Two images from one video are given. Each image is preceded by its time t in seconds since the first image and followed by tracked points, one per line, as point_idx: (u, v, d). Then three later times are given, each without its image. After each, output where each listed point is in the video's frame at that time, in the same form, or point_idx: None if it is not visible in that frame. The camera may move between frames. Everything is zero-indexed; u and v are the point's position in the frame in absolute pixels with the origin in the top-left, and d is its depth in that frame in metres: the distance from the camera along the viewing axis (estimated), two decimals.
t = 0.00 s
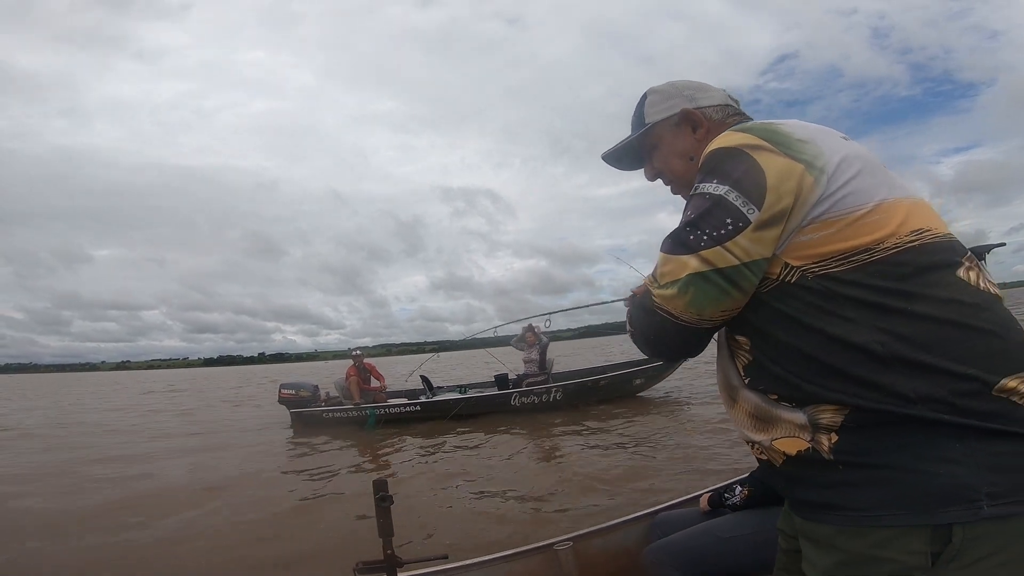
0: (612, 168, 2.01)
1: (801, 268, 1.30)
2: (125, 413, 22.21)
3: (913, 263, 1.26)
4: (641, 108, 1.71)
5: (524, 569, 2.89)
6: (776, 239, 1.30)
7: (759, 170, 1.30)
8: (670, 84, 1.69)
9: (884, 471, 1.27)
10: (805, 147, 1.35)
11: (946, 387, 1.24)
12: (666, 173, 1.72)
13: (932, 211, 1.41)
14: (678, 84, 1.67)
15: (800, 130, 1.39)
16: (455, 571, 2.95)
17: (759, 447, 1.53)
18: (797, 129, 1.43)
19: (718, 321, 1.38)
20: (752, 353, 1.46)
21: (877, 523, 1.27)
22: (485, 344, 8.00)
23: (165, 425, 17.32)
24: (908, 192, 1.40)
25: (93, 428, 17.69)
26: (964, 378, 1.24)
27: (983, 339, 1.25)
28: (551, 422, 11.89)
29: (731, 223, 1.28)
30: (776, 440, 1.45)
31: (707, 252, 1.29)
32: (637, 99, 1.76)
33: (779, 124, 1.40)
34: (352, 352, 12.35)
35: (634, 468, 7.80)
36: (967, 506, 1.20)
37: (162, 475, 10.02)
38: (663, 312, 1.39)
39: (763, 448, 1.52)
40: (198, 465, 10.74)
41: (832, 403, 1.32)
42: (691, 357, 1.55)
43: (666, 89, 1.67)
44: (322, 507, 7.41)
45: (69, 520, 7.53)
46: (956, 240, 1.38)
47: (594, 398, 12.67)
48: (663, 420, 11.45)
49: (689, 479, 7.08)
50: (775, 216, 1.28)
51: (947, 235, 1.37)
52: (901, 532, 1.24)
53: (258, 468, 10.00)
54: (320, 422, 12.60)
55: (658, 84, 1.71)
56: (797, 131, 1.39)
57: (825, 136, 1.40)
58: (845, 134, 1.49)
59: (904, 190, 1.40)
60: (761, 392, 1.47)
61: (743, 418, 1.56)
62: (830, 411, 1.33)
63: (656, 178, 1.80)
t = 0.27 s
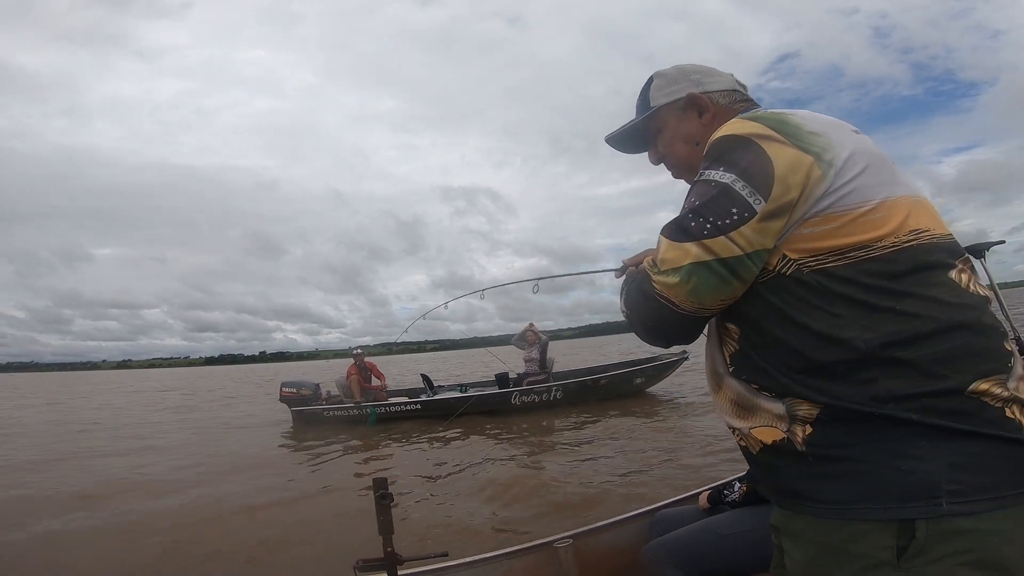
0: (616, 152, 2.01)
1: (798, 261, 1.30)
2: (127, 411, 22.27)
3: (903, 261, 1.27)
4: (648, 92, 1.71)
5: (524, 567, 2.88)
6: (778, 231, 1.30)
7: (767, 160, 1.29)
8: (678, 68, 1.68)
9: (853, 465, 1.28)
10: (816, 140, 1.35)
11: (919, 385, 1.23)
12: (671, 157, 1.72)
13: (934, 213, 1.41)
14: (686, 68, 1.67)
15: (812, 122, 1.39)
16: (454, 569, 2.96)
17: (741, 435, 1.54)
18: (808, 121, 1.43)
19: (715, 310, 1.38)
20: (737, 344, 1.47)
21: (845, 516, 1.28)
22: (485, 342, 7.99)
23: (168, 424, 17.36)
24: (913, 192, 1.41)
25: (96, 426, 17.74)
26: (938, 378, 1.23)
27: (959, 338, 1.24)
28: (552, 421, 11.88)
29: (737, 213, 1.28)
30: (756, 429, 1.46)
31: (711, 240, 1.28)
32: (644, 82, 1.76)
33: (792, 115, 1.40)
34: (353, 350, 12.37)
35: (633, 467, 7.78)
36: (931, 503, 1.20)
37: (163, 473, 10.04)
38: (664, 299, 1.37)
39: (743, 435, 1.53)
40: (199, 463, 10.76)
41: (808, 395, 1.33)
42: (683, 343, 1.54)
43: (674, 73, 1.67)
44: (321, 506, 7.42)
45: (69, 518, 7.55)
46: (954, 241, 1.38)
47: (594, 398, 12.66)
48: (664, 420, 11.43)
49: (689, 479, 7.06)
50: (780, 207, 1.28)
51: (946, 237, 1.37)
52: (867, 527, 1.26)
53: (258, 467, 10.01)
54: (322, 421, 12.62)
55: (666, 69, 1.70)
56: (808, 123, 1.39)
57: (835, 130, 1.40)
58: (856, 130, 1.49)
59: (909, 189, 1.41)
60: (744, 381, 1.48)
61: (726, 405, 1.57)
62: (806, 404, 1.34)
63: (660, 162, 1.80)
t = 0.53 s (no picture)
0: (611, 145, 2.01)
1: (800, 263, 1.30)
2: (129, 411, 22.29)
3: (906, 263, 1.27)
4: (644, 84, 1.70)
5: (524, 567, 2.89)
6: (783, 231, 1.29)
7: (772, 158, 1.29)
8: (675, 59, 1.67)
9: (849, 468, 1.28)
10: (823, 137, 1.35)
11: (916, 389, 1.23)
12: (668, 150, 1.72)
13: (941, 214, 1.41)
14: (683, 60, 1.66)
15: (820, 118, 1.39)
16: (453, 569, 2.95)
17: (735, 436, 1.55)
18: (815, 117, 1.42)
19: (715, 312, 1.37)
20: (733, 345, 1.47)
21: (841, 520, 1.28)
22: (485, 342, 7.99)
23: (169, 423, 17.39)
24: (920, 192, 1.40)
25: (97, 425, 17.77)
26: (934, 383, 1.23)
27: (958, 342, 1.24)
28: (552, 421, 11.88)
29: (741, 212, 1.27)
30: (751, 430, 1.46)
31: (713, 241, 1.28)
32: (640, 74, 1.75)
33: (798, 111, 1.39)
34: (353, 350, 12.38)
35: (633, 467, 7.78)
36: (927, 507, 1.20)
37: (163, 473, 10.06)
38: (660, 297, 1.37)
39: (738, 436, 1.54)
40: (200, 463, 10.77)
41: (804, 399, 1.33)
42: (681, 344, 1.55)
43: (671, 64, 1.66)
44: (321, 505, 7.42)
45: (69, 518, 7.56)
46: (958, 243, 1.38)
47: (595, 397, 12.65)
48: (664, 420, 11.42)
49: (690, 479, 7.05)
50: (785, 207, 1.27)
51: (952, 239, 1.36)
52: (863, 531, 1.25)
53: (259, 467, 10.02)
54: (322, 420, 12.64)
55: (663, 60, 1.70)
56: (815, 119, 1.38)
57: (843, 127, 1.40)
58: (864, 126, 1.48)
59: (917, 189, 1.40)
60: (739, 382, 1.48)
61: (721, 406, 1.57)
62: (802, 407, 1.34)
63: (657, 155, 1.80)
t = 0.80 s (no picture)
0: (607, 146, 2.01)
1: (803, 262, 1.30)
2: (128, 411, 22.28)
3: (914, 264, 1.26)
4: (640, 83, 1.70)
5: (524, 567, 2.88)
6: (785, 229, 1.29)
7: (773, 154, 1.29)
8: (670, 58, 1.67)
9: (857, 472, 1.27)
10: (826, 132, 1.34)
11: (923, 392, 1.23)
12: (666, 149, 1.72)
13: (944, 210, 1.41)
14: (677, 58, 1.66)
15: (822, 114, 1.38)
16: (453, 569, 2.95)
17: (738, 440, 1.55)
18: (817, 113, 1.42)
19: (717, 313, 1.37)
20: (734, 348, 1.47)
21: (849, 524, 1.27)
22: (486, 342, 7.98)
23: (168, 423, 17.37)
24: (923, 187, 1.40)
25: (96, 425, 17.75)
26: (942, 386, 1.23)
27: (967, 344, 1.24)
28: (552, 421, 11.88)
29: (742, 210, 1.27)
30: (753, 434, 1.46)
31: (714, 240, 1.28)
32: (635, 73, 1.75)
33: (800, 107, 1.39)
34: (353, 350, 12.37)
35: (634, 468, 7.77)
36: (937, 511, 1.20)
37: (164, 473, 10.05)
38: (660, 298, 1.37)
39: (740, 440, 1.54)
40: (200, 463, 10.77)
41: (810, 402, 1.32)
42: (681, 349, 1.55)
43: (666, 63, 1.66)
44: (322, 505, 7.42)
45: (69, 517, 7.54)
46: (965, 242, 1.37)
47: (595, 398, 12.65)
48: (664, 421, 11.42)
49: (690, 480, 7.05)
50: (788, 204, 1.27)
51: (957, 236, 1.36)
52: (872, 535, 1.25)
53: (259, 467, 10.01)
54: (323, 420, 12.63)
55: (657, 59, 1.70)
56: (816, 115, 1.38)
57: (845, 124, 1.39)
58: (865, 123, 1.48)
59: (919, 185, 1.40)
60: (741, 386, 1.48)
61: (722, 410, 1.57)
62: (807, 411, 1.34)
63: (654, 155, 1.80)
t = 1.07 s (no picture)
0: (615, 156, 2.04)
1: (819, 261, 1.26)
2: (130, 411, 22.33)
3: (908, 262, 1.26)
4: (636, 93, 1.72)
5: (523, 564, 2.89)
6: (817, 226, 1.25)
7: (799, 150, 1.26)
8: (664, 67, 1.68)
9: (847, 467, 1.28)
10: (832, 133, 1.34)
11: (912, 388, 1.23)
12: (667, 157, 1.74)
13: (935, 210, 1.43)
14: (671, 67, 1.67)
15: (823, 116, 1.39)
16: (452, 567, 2.95)
17: (735, 437, 1.55)
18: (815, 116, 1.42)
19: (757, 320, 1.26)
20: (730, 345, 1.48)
21: (838, 518, 1.28)
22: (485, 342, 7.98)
23: (170, 423, 17.42)
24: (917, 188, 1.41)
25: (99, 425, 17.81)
26: (930, 382, 1.23)
27: (956, 339, 1.24)
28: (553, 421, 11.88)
29: (785, 204, 1.21)
30: (750, 431, 1.47)
31: (767, 233, 1.18)
32: (633, 83, 1.77)
33: (800, 109, 1.38)
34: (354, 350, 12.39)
35: (634, 467, 7.76)
36: (924, 506, 1.20)
37: (164, 472, 10.07)
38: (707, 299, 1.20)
39: (738, 436, 1.55)
40: (201, 462, 10.79)
41: (801, 398, 1.33)
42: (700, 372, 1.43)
43: (660, 73, 1.67)
44: (322, 505, 7.43)
45: (70, 517, 7.57)
46: (960, 238, 1.38)
47: (596, 398, 12.64)
48: (665, 420, 11.41)
49: (690, 479, 7.04)
50: (819, 200, 1.24)
51: (952, 233, 1.36)
52: (860, 530, 1.26)
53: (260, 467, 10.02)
54: (324, 420, 12.65)
55: (652, 69, 1.71)
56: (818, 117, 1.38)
57: (845, 126, 1.40)
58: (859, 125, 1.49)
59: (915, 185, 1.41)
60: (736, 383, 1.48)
61: (719, 406, 1.58)
62: (800, 407, 1.34)
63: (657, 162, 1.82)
